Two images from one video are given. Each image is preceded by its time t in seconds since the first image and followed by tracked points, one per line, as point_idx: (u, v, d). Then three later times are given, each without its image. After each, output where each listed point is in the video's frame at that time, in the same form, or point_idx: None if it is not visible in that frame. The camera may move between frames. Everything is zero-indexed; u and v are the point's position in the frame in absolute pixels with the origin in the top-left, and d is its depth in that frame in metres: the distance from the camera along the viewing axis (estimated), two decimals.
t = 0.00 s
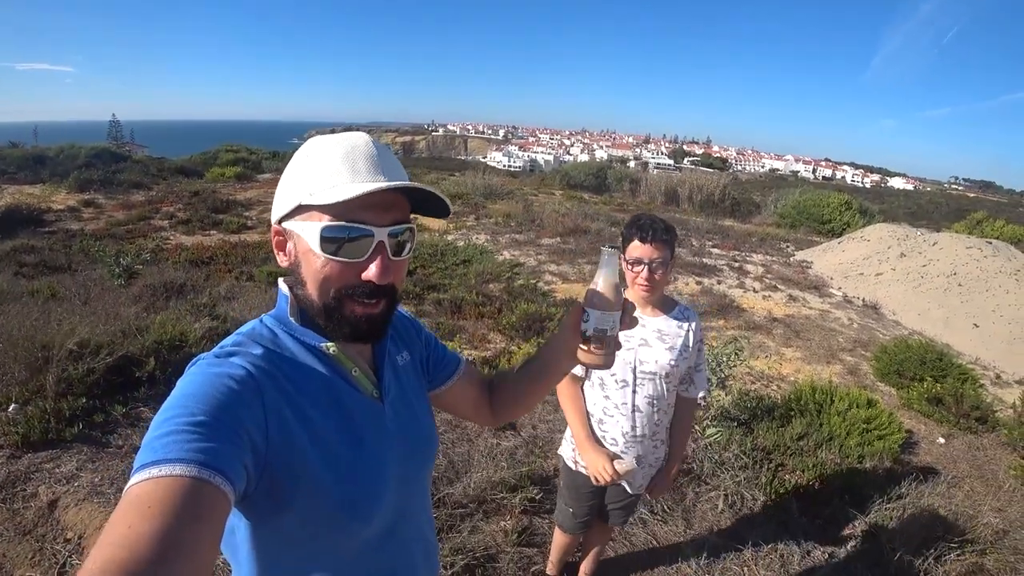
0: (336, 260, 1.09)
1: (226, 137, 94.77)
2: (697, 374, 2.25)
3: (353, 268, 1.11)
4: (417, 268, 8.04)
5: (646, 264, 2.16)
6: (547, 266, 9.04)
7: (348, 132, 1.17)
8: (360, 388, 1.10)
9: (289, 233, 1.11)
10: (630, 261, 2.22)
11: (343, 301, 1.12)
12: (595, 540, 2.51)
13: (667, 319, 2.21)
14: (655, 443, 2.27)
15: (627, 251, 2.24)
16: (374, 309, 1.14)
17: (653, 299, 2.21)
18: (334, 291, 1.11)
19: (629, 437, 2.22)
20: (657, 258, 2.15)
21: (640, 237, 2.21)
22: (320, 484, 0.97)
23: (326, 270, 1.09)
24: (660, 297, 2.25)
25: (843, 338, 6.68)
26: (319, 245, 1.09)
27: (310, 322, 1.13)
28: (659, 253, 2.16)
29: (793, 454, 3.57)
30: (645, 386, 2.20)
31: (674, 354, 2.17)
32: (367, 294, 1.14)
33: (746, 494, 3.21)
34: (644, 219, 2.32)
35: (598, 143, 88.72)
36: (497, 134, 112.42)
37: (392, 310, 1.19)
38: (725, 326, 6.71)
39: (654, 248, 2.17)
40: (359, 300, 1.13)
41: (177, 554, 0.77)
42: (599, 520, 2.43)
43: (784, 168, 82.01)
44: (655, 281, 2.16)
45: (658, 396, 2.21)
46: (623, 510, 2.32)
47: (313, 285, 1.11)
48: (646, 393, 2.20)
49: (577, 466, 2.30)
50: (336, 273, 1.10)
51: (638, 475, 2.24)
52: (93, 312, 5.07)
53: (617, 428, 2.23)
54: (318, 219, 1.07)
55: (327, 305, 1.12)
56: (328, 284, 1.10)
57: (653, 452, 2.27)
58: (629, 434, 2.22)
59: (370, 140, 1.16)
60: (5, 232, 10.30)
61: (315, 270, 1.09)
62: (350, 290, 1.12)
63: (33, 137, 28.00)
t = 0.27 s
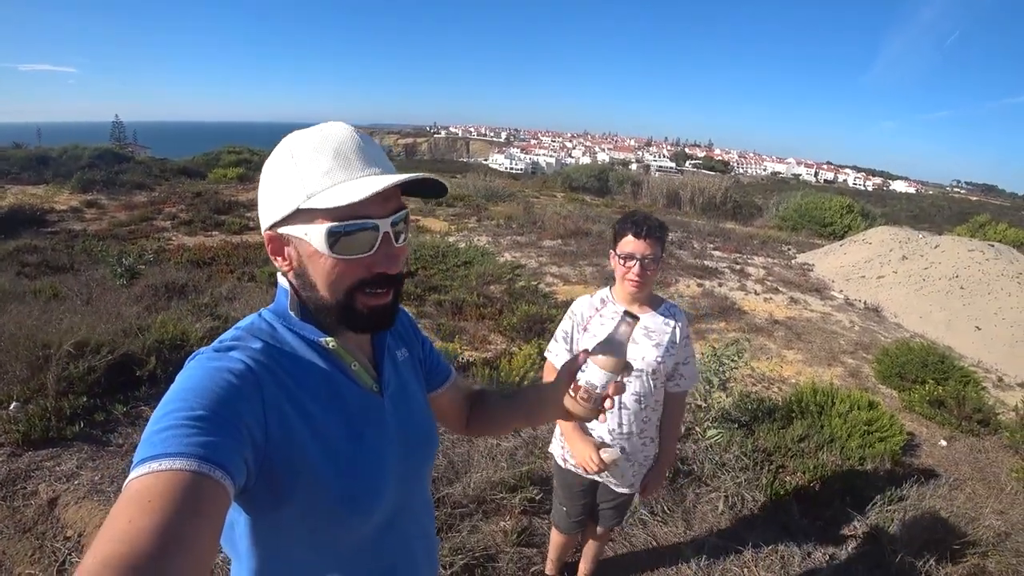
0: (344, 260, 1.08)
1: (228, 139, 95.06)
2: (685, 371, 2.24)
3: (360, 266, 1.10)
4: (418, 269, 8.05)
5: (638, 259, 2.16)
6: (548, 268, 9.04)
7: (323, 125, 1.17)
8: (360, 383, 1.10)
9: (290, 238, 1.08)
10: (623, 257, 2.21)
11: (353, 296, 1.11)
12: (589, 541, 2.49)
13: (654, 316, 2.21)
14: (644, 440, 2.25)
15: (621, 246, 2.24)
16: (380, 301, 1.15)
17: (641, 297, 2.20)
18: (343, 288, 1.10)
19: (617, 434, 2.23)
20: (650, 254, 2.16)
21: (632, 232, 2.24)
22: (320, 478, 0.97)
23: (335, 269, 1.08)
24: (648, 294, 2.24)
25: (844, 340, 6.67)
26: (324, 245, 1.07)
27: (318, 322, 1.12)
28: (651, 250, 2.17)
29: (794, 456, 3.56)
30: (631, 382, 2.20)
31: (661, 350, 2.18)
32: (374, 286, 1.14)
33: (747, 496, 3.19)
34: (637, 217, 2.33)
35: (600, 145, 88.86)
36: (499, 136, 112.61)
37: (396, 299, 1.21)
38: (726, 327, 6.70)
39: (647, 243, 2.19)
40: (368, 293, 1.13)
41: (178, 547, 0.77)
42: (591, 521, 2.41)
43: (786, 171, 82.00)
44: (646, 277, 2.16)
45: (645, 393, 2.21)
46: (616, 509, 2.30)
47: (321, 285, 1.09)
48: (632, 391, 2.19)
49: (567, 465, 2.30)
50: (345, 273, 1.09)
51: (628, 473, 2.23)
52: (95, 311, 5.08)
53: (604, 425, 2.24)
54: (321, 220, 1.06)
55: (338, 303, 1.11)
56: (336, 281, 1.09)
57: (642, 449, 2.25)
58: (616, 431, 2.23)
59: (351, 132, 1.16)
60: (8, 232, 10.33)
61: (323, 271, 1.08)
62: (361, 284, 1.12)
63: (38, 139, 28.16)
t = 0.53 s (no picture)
0: (347, 243, 1.10)
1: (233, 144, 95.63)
2: (672, 374, 2.24)
3: (362, 252, 1.12)
4: (421, 274, 8.06)
5: (629, 268, 2.16)
6: (550, 273, 9.05)
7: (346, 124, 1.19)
8: (363, 380, 1.10)
9: (297, 220, 1.11)
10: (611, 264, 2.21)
11: (350, 286, 1.12)
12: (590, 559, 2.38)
13: (640, 319, 2.22)
14: (635, 445, 2.21)
15: (609, 254, 2.23)
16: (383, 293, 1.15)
17: (627, 301, 2.22)
18: (341, 277, 1.11)
19: (604, 436, 2.19)
20: (639, 262, 2.16)
21: (624, 241, 2.23)
22: (323, 475, 0.97)
23: (334, 255, 1.10)
24: (636, 298, 2.25)
25: (847, 345, 6.65)
26: (325, 230, 1.09)
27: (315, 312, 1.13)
28: (639, 257, 2.17)
29: (798, 460, 3.54)
30: (618, 385, 2.19)
31: (647, 354, 2.17)
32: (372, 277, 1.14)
33: (750, 501, 3.18)
34: (626, 223, 2.32)
35: (602, 151, 88.97)
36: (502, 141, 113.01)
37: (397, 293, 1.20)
38: (729, 332, 6.69)
39: (636, 251, 2.19)
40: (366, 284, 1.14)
41: (181, 544, 0.77)
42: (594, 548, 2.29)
43: (789, 176, 81.98)
44: (634, 285, 2.16)
45: (632, 397, 2.20)
46: (617, 521, 2.22)
47: (320, 272, 1.11)
48: (619, 394, 2.19)
49: (558, 467, 2.35)
50: (348, 259, 1.11)
51: (616, 477, 2.18)
52: (98, 314, 5.10)
53: (591, 428, 2.22)
54: (325, 204, 1.08)
55: (335, 291, 1.12)
56: (334, 269, 1.11)
57: (634, 454, 2.21)
58: (603, 433, 2.20)
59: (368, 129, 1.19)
60: (14, 235, 10.39)
61: (326, 253, 1.09)
62: (360, 275, 1.13)
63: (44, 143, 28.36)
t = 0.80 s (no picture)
0: (352, 237, 1.09)
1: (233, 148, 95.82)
2: (668, 377, 2.23)
3: (368, 245, 1.11)
4: (421, 278, 8.06)
5: (627, 280, 2.15)
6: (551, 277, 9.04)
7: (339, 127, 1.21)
8: (367, 381, 1.10)
9: (300, 221, 1.11)
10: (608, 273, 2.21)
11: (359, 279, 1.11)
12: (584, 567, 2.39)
13: (635, 323, 2.22)
14: (631, 449, 2.19)
15: (608, 264, 2.22)
16: (390, 284, 1.14)
17: (623, 305, 2.22)
18: (348, 271, 1.11)
19: (598, 439, 2.19)
20: (637, 271, 2.15)
21: (623, 251, 2.19)
22: (327, 476, 0.97)
23: (340, 250, 1.09)
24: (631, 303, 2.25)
25: (848, 349, 6.64)
26: (330, 227, 1.09)
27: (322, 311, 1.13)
28: (639, 267, 2.15)
29: (799, 465, 3.53)
30: (612, 388, 2.18)
31: (643, 358, 2.17)
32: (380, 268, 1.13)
33: (752, 505, 3.17)
34: (625, 229, 2.28)
35: (602, 155, 89.16)
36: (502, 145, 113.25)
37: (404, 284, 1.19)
38: (729, 336, 6.68)
39: (636, 262, 2.15)
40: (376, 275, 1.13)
41: (187, 546, 0.76)
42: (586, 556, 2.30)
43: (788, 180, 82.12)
44: (631, 293, 2.17)
45: (628, 400, 2.19)
46: (610, 529, 2.22)
47: (326, 268, 1.10)
48: (615, 397, 2.18)
49: (554, 471, 2.34)
50: (354, 254, 1.10)
51: (610, 482, 2.16)
52: (99, 319, 5.09)
53: (584, 432, 2.21)
54: (328, 201, 1.08)
55: (344, 287, 1.11)
56: (341, 264, 1.10)
57: (630, 458, 2.19)
58: (597, 437, 2.19)
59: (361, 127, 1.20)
60: (14, 239, 10.40)
61: (332, 249, 1.09)
62: (368, 267, 1.12)
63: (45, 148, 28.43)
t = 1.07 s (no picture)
0: (334, 249, 1.09)
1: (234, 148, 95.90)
2: (665, 383, 2.23)
3: (352, 256, 1.11)
4: (422, 279, 8.06)
5: (634, 284, 2.13)
6: (551, 279, 9.04)
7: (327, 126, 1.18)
8: (369, 387, 1.10)
9: (286, 232, 1.11)
10: (610, 276, 2.19)
11: (348, 289, 1.12)
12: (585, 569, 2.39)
13: (635, 327, 2.20)
14: (630, 455, 2.19)
15: (612, 268, 2.20)
16: (381, 294, 1.14)
17: (623, 310, 2.20)
18: (338, 281, 1.11)
19: (599, 447, 2.18)
20: (641, 277, 2.13)
21: (633, 257, 2.17)
22: (328, 481, 0.96)
23: (325, 262, 1.09)
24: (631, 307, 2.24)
25: (849, 352, 6.63)
26: (314, 238, 1.09)
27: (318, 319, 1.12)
28: (642, 272, 2.14)
29: (800, 468, 3.53)
30: (613, 394, 2.18)
31: (643, 363, 2.16)
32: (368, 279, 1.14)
33: (753, 509, 3.16)
34: (628, 235, 2.29)
35: (602, 156, 89.26)
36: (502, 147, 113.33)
37: (399, 294, 1.19)
38: (730, 339, 6.68)
39: (644, 268, 2.14)
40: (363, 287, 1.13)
41: (184, 553, 0.76)
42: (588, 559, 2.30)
43: (789, 183, 82.06)
44: (633, 298, 2.15)
45: (627, 406, 2.18)
46: (611, 534, 2.21)
47: (315, 279, 1.11)
48: (614, 402, 2.18)
49: (553, 477, 2.33)
50: (338, 265, 1.10)
51: (610, 488, 2.16)
52: (99, 318, 5.09)
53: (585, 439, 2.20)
54: (311, 213, 1.08)
55: (332, 298, 1.11)
56: (329, 275, 1.10)
57: (629, 464, 2.19)
58: (598, 444, 2.18)
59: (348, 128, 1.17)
60: (15, 238, 10.40)
61: (316, 261, 1.09)
62: (354, 277, 1.12)
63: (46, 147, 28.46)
